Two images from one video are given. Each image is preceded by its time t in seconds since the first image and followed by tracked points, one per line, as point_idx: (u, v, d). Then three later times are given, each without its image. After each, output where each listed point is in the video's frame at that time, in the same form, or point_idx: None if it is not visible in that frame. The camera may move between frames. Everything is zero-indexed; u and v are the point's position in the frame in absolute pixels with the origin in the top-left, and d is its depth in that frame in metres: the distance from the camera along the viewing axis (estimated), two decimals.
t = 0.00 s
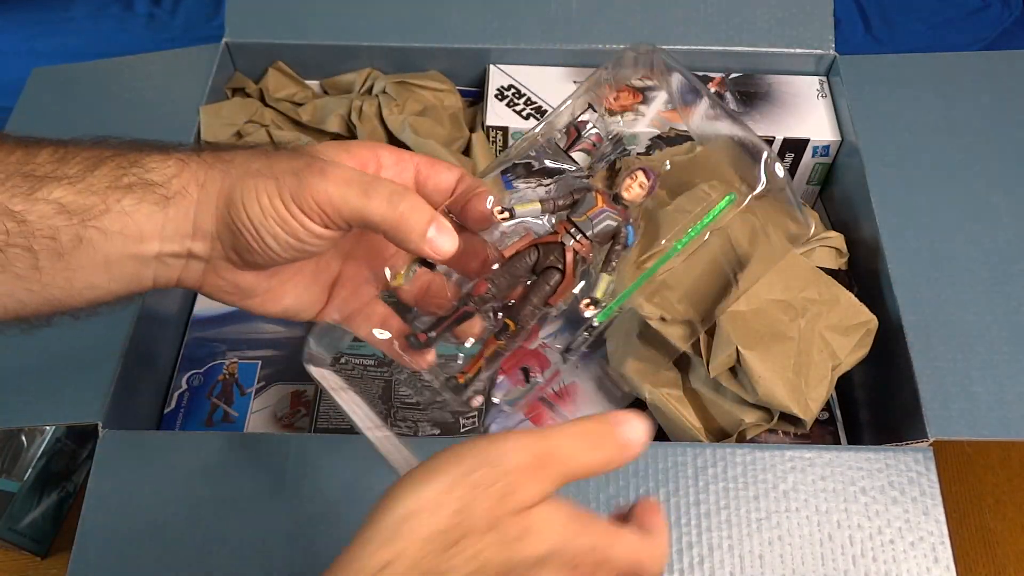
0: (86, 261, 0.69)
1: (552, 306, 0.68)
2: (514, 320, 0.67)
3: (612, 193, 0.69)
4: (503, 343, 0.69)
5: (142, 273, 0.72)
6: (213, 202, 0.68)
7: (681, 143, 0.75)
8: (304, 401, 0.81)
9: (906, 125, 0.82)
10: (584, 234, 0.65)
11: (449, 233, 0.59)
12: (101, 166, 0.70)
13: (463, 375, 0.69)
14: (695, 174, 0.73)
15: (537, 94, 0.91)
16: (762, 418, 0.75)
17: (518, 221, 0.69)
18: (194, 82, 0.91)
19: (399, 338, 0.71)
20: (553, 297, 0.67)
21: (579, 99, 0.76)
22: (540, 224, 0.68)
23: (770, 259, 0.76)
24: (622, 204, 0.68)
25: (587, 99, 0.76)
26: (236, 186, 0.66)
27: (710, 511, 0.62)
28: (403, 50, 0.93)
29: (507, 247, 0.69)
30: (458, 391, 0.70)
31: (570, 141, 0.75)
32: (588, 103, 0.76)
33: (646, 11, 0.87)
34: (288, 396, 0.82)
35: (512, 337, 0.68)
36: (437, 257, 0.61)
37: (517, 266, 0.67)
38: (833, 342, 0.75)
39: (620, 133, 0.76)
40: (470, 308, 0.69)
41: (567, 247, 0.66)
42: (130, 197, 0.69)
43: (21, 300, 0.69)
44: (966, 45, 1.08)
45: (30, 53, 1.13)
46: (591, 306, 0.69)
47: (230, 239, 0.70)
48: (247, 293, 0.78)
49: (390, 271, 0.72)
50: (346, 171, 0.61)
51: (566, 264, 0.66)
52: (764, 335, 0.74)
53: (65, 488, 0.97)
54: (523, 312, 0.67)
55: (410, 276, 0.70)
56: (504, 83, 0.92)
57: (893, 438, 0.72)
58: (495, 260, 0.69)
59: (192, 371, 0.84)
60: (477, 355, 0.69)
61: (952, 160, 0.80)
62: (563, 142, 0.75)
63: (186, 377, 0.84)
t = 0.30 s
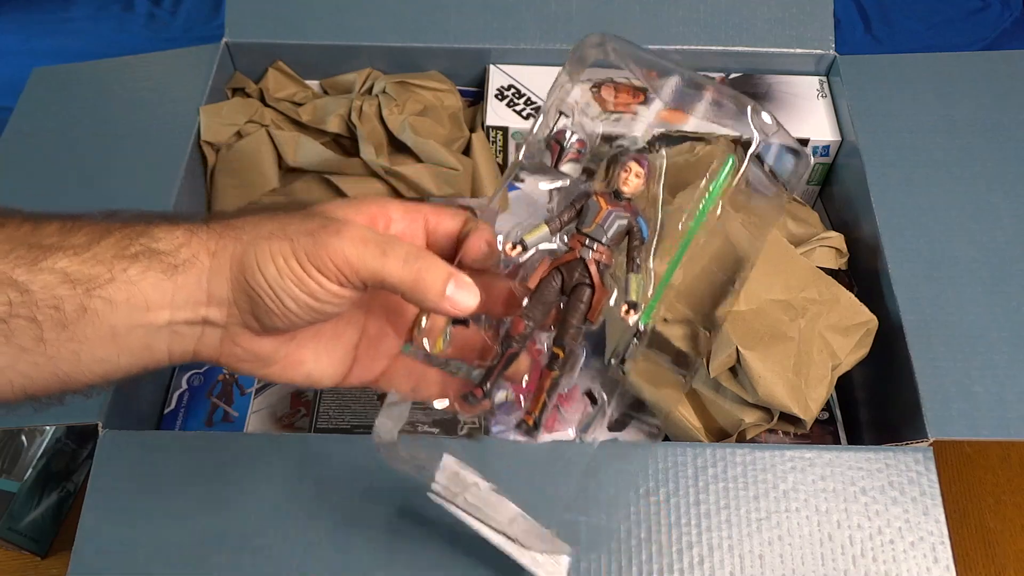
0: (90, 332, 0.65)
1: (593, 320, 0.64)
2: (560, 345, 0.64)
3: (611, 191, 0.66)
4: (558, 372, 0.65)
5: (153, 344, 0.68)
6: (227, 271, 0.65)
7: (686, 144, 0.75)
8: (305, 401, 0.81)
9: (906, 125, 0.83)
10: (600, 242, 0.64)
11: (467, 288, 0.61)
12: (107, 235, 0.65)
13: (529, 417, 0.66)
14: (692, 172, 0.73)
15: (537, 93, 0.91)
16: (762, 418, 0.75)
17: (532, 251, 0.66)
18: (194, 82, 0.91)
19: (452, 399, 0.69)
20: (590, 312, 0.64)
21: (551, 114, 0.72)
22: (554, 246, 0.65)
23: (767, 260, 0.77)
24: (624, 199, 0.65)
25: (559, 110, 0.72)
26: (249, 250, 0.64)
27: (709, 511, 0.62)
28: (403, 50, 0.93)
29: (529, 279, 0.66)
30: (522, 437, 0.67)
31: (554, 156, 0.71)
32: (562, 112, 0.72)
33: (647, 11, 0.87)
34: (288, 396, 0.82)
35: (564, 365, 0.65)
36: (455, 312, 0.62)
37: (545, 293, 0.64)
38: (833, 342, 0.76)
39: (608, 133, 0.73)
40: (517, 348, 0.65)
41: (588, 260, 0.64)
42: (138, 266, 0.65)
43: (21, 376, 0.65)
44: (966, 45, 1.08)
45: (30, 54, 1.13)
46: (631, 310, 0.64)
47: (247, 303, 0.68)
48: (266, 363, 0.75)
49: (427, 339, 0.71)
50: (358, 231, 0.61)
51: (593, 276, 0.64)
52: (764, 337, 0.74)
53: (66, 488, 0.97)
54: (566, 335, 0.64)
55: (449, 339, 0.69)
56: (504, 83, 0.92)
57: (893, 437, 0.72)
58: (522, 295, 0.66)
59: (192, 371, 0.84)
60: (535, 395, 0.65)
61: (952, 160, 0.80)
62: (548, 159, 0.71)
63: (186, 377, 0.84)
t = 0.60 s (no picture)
0: (148, 426, 0.57)
1: (637, 326, 0.64)
2: (610, 355, 0.63)
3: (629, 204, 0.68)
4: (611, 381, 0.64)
5: (208, 426, 0.59)
6: (271, 338, 0.57)
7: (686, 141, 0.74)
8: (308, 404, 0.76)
9: (906, 125, 0.83)
10: (630, 251, 0.65)
11: (510, 316, 0.56)
12: (146, 321, 0.58)
13: (592, 429, 0.64)
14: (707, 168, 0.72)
15: (537, 94, 0.91)
16: (762, 418, 0.75)
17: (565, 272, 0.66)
18: (194, 82, 0.92)
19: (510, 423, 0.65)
20: (632, 319, 0.64)
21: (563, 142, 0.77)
22: (584, 263, 0.66)
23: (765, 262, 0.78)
24: (642, 209, 0.67)
25: (569, 137, 0.77)
26: (291, 312, 0.56)
27: (710, 510, 0.62)
28: (403, 50, 0.93)
29: (563, 296, 0.64)
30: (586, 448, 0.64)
31: (571, 179, 0.75)
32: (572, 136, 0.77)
33: (647, 12, 0.87)
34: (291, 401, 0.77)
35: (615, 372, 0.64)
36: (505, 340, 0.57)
37: (585, 309, 0.63)
38: (833, 342, 0.76)
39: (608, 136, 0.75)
40: (566, 366, 0.63)
41: (621, 270, 0.64)
42: (184, 345, 0.57)
43: (89, 479, 0.56)
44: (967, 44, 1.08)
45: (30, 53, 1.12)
46: (671, 309, 0.66)
47: (296, 366, 0.59)
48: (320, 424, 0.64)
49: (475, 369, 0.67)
50: (396, 277, 0.56)
51: (629, 284, 0.64)
52: (764, 336, 0.75)
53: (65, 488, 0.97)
54: (613, 345, 0.63)
55: (501, 363, 0.65)
56: (504, 83, 0.92)
57: (893, 437, 0.72)
58: (559, 313, 0.64)
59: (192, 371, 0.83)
60: (593, 404, 0.64)
61: (952, 161, 0.80)
62: (567, 181, 0.75)
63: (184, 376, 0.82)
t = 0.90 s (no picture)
0: (159, 537, 0.53)
1: (631, 291, 0.64)
2: (612, 326, 0.62)
3: (585, 176, 0.68)
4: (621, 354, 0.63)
5: (220, 520, 0.58)
6: (264, 410, 0.57)
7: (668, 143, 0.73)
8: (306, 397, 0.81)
9: (906, 125, 0.83)
10: (603, 219, 0.65)
11: (508, 313, 0.56)
12: (126, 434, 0.54)
13: (619, 406, 0.61)
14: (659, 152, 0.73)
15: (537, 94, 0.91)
16: (761, 417, 0.76)
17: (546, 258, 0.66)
18: (194, 83, 0.92)
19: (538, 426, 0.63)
20: (624, 286, 0.64)
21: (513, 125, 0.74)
22: (558, 244, 0.66)
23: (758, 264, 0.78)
24: (601, 177, 0.68)
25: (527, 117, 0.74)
26: (285, 375, 0.55)
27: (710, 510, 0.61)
28: (403, 50, 0.93)
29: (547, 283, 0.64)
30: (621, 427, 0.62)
31: (527, 164, 0.72)
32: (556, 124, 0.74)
33: (647, 12, 0.87)
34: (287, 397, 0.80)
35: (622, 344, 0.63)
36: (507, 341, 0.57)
37: (574, 289, 0.63)
38: (833, 342, 0.75)
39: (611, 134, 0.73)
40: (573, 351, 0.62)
41: (599, 239, 0.65)
42: (176, 447, 0.55)
43: None
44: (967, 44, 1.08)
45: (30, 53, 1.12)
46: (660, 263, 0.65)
47: (298, 430, 0.59)
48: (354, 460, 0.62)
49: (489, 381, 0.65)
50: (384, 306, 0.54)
51: (611, 253, 0.64)
52: (763, 335, 0.75)
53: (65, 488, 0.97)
54: (614, 317, 0.63)
55: (509, 367, 0.65)
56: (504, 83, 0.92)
57: (893, 437, 0.72)
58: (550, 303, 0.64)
59: (192, 370, 0.83)
60: (612, 382, 0.62)
61: (952, 160, 0.80)
62: (522, 167, 0.72)
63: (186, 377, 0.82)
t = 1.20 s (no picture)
0: None
1: (706, 353, 0.57)
2: (683, 394, 0.55)
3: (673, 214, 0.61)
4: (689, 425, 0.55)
5: None
6: (291, 468, 0.49)
7: (684, 145, 0.69)
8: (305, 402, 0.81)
9: (906, 125, 0.83)
10: (686, 269, 0.58)
11: (561, 367, 0.47)
12: (140, 487, 0.47)
13: (676, 482, 0.53)
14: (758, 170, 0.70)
15: (537, 94, 0.92)
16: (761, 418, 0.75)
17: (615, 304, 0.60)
18: (195, 83, 0.92)
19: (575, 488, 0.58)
20: (699, 345, 0.57)
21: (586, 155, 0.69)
22: (634, 292, 0.60)
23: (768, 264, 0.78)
24: (689, 217, 0.61)
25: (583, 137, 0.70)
26: (308, 435, 0.47)
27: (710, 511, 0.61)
28: (403, 50, 0.93)
29: (619, 334, 0.58)
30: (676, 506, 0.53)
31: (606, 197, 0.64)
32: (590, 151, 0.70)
33: (648, 11, 0.87)
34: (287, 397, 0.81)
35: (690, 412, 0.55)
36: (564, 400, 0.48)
37: (644, 341, 0.57)
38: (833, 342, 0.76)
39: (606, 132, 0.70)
40: (632, 411, 0.55)
41: (678, 290, 0.58)
42: (192, 506, 0.47)
43: None
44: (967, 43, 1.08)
45: (30, 53, 1.12)
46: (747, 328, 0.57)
47: (323, 491, 0.51)
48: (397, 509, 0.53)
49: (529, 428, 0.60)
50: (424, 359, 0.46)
51: (688, 305, 0.58)
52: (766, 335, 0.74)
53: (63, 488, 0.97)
54: (683, 381, 0.56)
55: (558, 424, 0.59)
56: (504, 83, 0.92)
57: (893, 437, 0.72)
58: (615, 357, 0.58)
59: (192, 370, 0.83)
60: (671, 453, 0.54)
61: (952, 160, 0.80)
62: (600, 202, 0.64)
63: (186, 377, 0.83)
